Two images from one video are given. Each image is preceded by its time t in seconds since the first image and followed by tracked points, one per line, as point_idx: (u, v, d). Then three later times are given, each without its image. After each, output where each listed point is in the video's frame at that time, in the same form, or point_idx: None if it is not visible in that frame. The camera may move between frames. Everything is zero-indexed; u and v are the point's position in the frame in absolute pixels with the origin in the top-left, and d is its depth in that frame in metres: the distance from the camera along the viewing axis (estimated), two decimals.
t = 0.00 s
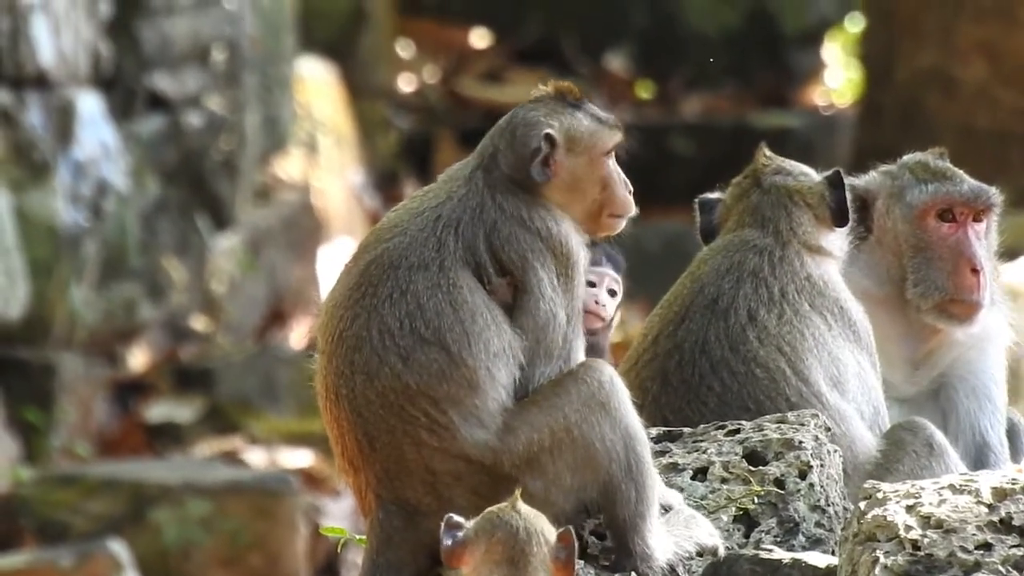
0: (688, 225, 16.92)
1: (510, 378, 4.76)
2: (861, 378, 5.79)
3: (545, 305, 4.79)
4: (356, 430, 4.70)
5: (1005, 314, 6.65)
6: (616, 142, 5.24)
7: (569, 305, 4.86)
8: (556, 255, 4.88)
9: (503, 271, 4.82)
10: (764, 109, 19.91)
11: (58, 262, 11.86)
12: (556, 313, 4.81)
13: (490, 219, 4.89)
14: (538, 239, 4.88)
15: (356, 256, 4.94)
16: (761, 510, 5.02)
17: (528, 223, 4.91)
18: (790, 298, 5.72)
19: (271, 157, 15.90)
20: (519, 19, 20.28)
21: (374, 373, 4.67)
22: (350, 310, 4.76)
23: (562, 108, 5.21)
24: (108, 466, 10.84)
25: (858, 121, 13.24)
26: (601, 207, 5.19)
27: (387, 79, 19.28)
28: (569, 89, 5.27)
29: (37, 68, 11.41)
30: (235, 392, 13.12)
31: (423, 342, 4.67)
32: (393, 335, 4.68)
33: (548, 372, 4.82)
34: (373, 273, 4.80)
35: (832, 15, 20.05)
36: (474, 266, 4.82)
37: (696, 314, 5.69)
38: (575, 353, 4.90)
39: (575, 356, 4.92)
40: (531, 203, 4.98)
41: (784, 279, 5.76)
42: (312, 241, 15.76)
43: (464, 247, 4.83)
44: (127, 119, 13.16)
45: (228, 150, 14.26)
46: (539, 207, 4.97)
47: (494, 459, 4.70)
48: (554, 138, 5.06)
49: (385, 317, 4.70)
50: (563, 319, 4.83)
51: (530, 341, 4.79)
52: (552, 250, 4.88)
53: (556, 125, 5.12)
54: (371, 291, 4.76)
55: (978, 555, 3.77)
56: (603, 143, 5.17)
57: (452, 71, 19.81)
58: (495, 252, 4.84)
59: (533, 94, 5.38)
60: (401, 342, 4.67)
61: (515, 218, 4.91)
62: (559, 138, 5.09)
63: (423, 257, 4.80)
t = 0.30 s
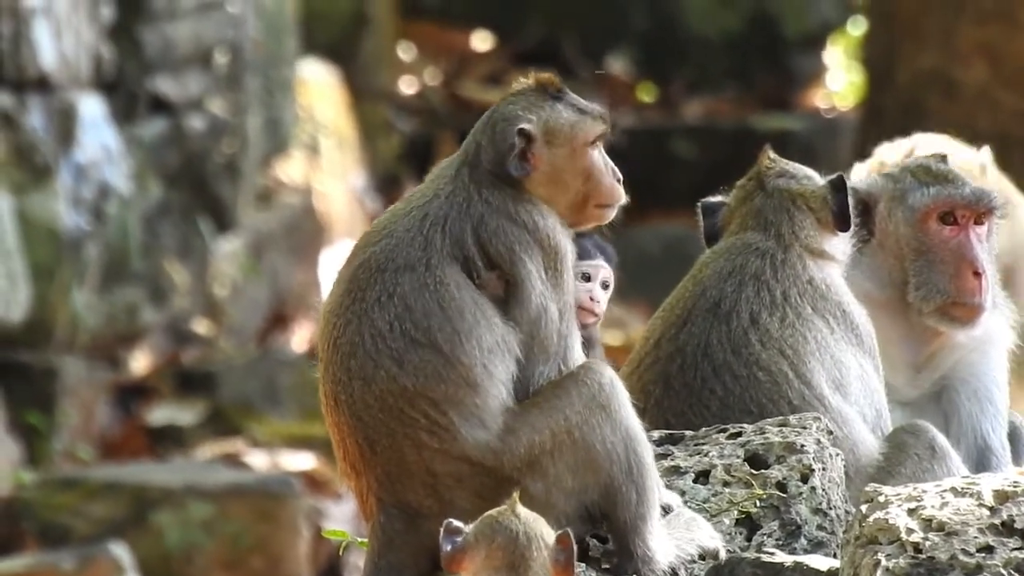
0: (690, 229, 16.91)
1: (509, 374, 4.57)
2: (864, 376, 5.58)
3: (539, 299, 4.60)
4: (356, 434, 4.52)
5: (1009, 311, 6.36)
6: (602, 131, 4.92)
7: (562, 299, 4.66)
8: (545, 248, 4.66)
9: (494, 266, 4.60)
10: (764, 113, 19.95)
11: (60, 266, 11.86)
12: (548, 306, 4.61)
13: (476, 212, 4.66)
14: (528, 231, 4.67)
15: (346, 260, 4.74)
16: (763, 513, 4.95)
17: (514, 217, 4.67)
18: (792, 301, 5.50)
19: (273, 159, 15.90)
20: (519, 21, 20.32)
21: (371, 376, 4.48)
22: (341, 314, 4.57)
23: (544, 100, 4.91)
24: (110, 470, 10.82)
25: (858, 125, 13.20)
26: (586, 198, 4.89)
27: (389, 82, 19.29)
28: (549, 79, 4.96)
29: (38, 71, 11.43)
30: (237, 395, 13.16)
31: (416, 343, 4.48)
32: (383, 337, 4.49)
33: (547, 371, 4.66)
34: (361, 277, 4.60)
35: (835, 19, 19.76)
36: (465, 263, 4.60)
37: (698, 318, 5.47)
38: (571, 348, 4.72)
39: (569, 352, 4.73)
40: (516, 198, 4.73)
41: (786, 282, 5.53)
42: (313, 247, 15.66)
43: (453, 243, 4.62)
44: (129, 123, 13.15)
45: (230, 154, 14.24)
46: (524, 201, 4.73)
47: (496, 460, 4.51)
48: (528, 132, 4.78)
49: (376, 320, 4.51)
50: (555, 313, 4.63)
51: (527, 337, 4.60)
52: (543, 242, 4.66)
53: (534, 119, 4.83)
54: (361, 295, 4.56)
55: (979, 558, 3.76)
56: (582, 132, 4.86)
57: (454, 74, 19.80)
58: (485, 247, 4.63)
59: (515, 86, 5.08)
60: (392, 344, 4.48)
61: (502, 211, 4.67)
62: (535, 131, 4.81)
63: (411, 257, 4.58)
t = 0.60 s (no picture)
0: (692, 230, 16.89)
1: (504, 377, 4.56)
2: (866, 375, 5.53)
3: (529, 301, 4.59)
4: (355, 439, 4.52)
5: (1009, 314, 6.26)
6: (585, 126, 4.95)
7: (548, 300, 4.66)
8: (534, 251, 4.66)
9: (488, 269, 4.59)
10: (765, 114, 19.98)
11: (61, 268, 11.86)
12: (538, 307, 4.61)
13: (465, 215, 4.66)
14: (519, 233, 4.66)
15: (343, 265, 4.75)
16: (764, 514, 4.95)
17: (502, 216, 4.69)
18: (793, 302, 5.46)
19: (274, 160, 15.91)
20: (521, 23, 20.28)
21: (366, 382, 4.48)
22: (336, 320, 4.58)
23: (528, 98, 4.94)
24: (111, 471, 10.87)
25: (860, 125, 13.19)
26: (571, 192, 4.91)
27: (390, 84, 19.29)
28: (532, 78, 4.99)
29: (40, 73, 11.45)
30: (239, 397, 13.18)
31: (410, 348, 4.48)
32: (376, 343, 4.49)
33: (543, 373, 4.65)
34: (355, 283, 4.60)
35: (836, 19, 19.73)
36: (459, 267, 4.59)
37: (699, 320, 5.44)
38: (565, 350, 4.71)
39: (563, 353, 4.71)
40: (501, 196, 4.75)
41: (788, 284, 5.49)
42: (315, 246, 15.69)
43: (446, 246, 4.62)
44: (129, 125, 13.17)
45: (231, 155, 14.22)
46: (508, 200, 4.74)
47: (495, 463, 4.51)
48: (510, 129, 4.80)
49: (370, 325, 4.51)
50: (545, 314, 4.63)
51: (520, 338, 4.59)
52: (533, 245, 4.66)
53: (516, 116, 4.86)
54: (355, 300, 4.57)
55: (982, 560, 3.76)
56: (565, 127, 4.89)
57: (456, 75, 19.95)
58: (478, 250, 4.62)
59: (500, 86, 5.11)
60: (385, 349, 4.48)
61: (491, 212, 4.68)
62: (517, 128, 4.83)
63: (404, 262, 4.58)
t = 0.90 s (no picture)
0: (693, 231, 16.88)
1: (503, 379, 4.57)
2: (866, 376, 5.53)
3: (527, 303, 4.59)
4: (354, 441, 4.52)
5: (1009, 315, 6.25)
6: (590, 128, 4.95)
7: (548, 303, 4.66)
8: (530, 252, 4.66)
9: (484, 269, 4.60)
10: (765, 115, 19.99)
11: (60, 269, 11.83)
12: (535, 309, 4.61)
13: (462, 215, 4.67)
14: (517, 235, 4.67)
15: (342, 265, 4.76)
16: (764, 515, 4.96)
17: (500, 218, 4.69)
18: (792, 304, 5.46)
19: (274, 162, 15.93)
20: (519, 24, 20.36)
21: (364, 383, 4.48)
22: (335, 322, 4.58)
23: (531, 100, 4.94)
24: (111, 471, 10.90)
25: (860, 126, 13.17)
26: (573, 194, 4.88)
27: (390, 85, 19.23)
28: (537, 79, 4.99)
29: (39, 74, 11.45)
30: (238, 398, 13.22)
31: (407, 349, 4.48)
32: (373, 344, 4.49)
33: (541, 376, 4.65)
34: (353, 285, 4.61)
35: (836, 21, 19.71)
36: (455, 268, 4.60)
37: (699, 320, 5.44)
38: (564, 353, 4.72)
39: (561, 354, 4.72)
40: (501, 199, 4.75)
41: (786, 285, 5.49)
42: (314, 247, 15.72)
43: (444, 248, 4.62)
44: (129, 125, 13.19)
45: (231, 156, 14.18)
46: (509, 203, 4.75)
47: (495, 464, 4.51)
48: (513, 130, 4.81)
49: (366, 326, 4.51)
50: (543, 316, 4.63)
51: (518, 340, 4.59)
52: (530, 248, 4.66)
53: (519, 117, 4.86)
54: (353, 301, 4.57)
55: (981, 560, 3.77)
56: (569, 129, 4.89)
57: (456, 76, 19.97)
58: (475, 252, 4.62)
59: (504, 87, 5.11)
60: (383, 351, 4.48)
61: (488, 213, 4.69)
62: (520, 129, 4.83)
63: (401, 263, 4.58)
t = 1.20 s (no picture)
0: (693, 232, 16.87)
1: (504, 380, 4.57)
2: (865, 377, 5.53)
3: (527, 305, 4.59)
4: (354, 441, 4.52)
5: (1009, 318, 6.25)
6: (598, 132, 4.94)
7: (548, 305, 4.65)
8: (531, 254, 4.66)
9: (484, 271, 4.60)
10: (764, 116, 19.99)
11: (59, 269, 11.82)
12: (536, 312, 4.61)
13: (463, 216, 4.67)
14: (516, 236, 4.67)
15: (342, 267, 4.76)
16: (763, 516, 4.96)
17: (501, 219, 4.69)
18: (792, 305, 5.45)
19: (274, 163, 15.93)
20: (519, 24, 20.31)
21: (364, 384, 4.49)
22: (335, 323, 4.59)
23: (536, 102, 4.94)
24: (111, 472, 10.91)
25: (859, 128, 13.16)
26: (577, 199, 4.88)
27: (388, 86, 19.18)
28: (543, 83, 4.99)
29: (38, 74, 11.45)
30: (237, 398, 13.21)
31: (406, 351, 4.48)
32: (373, 345, 4.50)
33: (541, 378, 4.65)
34: (352, 286, 4.61)
35: (835, 22, 19.71)
36: (455, 269, 4.60)
37: (699, 321, 5.43)
38: (564, 355, 4.71)
39: (562, 355, 4.71)
40: (505, 202, 4.75)
41: (786, 286, 5.49)
42: (313, 247, 15.70)
43: (444, 249, 4.62)
44: (129, 126, 13.19)
45: (230, 157, 14.19)
46: (511, 205, 4.75)
47: (494, 465, 4.51)
48: (517, 133, 4.81)
49: (366, 327, 4.52)
50: (544, 319, 4.63)
51: (519, 341, 4.59)
52: (530, 249, 4.66)
53: (525, 120, 4.86)
54: (353, 302, 4.57)
55: (980, 561, 3.78)
56: (574, 133, 4.88)
57: (454, 77, 20.21)
58: (474, 252, 4.62)
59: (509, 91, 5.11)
60: (382, 352, 4.48)
61: (487, 215, 4.68)
62: (525, 132, 4.83)
63: (401, 265, 4.59)
